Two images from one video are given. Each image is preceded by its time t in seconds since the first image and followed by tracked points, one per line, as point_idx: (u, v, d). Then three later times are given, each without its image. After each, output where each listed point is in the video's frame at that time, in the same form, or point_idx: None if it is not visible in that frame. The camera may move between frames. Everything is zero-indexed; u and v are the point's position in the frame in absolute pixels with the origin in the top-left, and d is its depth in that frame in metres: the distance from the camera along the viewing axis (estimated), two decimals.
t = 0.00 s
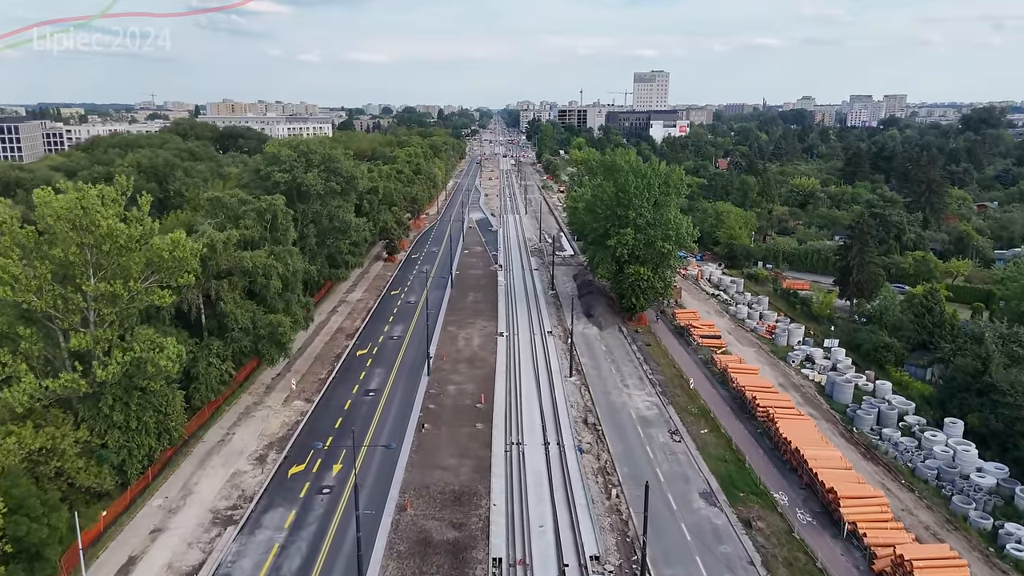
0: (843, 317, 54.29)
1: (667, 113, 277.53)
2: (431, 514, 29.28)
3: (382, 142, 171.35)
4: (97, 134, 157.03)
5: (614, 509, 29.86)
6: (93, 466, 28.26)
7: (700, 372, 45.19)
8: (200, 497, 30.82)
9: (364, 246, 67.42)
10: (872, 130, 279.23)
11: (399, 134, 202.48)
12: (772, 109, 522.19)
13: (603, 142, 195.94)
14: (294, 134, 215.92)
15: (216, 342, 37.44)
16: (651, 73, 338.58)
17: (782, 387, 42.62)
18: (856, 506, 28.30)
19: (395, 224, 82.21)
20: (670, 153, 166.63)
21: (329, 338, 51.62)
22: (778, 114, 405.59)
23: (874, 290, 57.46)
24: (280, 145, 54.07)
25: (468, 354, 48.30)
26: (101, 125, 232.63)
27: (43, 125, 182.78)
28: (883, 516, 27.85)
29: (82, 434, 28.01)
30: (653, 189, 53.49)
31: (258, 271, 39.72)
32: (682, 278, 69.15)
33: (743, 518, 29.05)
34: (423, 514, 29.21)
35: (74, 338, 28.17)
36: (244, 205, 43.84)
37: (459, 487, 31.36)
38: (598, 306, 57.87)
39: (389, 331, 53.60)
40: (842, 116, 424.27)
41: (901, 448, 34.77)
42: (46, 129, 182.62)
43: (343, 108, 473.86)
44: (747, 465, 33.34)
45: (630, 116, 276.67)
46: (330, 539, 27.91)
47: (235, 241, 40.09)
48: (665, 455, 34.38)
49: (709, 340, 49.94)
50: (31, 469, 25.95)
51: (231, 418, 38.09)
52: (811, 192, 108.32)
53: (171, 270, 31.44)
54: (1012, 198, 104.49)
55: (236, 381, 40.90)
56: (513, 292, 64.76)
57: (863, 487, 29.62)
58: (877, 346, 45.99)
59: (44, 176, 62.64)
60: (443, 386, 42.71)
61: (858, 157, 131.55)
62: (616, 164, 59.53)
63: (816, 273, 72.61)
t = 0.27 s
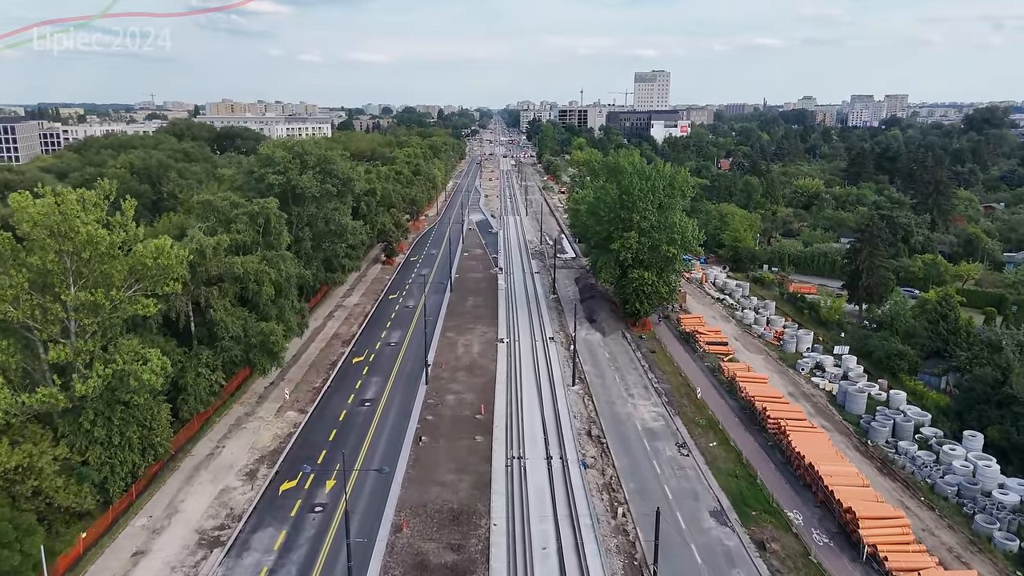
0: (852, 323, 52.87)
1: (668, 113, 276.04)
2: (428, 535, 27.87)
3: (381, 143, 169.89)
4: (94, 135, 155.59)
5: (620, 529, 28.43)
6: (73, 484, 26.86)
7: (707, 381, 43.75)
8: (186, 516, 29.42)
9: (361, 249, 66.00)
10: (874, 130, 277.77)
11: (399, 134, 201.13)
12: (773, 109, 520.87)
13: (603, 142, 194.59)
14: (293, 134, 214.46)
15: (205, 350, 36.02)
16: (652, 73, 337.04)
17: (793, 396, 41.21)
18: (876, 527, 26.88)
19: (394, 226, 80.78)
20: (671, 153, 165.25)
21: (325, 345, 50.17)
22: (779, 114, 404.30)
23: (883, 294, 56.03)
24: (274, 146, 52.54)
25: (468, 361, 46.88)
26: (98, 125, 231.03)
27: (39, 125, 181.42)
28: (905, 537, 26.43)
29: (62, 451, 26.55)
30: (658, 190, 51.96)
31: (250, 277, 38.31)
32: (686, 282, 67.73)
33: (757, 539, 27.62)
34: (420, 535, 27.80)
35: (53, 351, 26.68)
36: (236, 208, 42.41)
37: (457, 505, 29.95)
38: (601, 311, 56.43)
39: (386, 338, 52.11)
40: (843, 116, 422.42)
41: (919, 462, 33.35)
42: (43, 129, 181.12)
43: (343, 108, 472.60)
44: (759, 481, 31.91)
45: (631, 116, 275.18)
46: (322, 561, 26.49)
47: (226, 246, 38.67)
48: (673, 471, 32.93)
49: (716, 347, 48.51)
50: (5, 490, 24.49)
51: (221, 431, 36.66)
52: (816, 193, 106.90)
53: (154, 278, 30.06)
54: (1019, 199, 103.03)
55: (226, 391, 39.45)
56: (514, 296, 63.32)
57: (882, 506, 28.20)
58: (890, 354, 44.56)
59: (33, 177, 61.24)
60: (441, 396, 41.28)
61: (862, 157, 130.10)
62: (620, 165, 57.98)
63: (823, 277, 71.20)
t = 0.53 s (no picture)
0: (862, 329, 51.48)
1: (670, 113, 274.51)
2: (424, 558, 26.46)
3: (380, 143, 168.47)
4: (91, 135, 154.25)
5: (627, 552, 27.00)
6: (50, 504, 25.49)
7: (714, 390, 42.34)
8: (171, 537, 28.00)
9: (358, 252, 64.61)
10: (876, 130, 276.44)
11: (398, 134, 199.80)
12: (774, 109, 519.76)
13: (604, 142, 193.32)
14: (291, 134, 213.08)
15: (194, 360, 34.63)
16: (653, 73, 335.52)
17: (803, 406, 39.86)
18: (899, 550, 25.48)
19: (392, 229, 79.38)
20: (673, 154, 163.89)
21: (320, 352, 48.76)
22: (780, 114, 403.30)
23: (894, 299, 54.63)
24: (268, 147, 51.12)
25: (467, 369, 45.49)
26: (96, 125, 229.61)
27: (36, 125, 180.23)
28: (929, 562, 25.05)
29: (38, 470, 25.12)
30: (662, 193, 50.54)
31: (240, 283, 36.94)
32: (690, 285, 66.32)
33: (771, 562, 26.21)
34: (416, 558, 26.40)
35: (29, 364, 25.20)
36: (228, 212, 41.04)
37: (456, 525, 28.53)
38: (604, 316, 55.03)
39: (383, 345, 50.68)
40: (845, 117, 420.86)
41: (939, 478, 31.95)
42: (40, 129, 179.80)
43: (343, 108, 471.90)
44: (772, 499, 30.50)
45: (632, 116, 273.64)
46: None
47: (216, 252, 37.29)
48: (682, 487, 31.51)
49: (723, 355, 47.09)
50: None
51: (210, 444, 35.23)
52: (820, 195, 105.56)
53: (137, 288, 28.59)
54: None
55: (216, 401, 38.03)
56: (514, 301, 61.93)
57: (903, 527, 26.80)
58: (903, 362, 43.16)
59: (23, 179, 59.89)
60: (440, 406, 39.84)
61: (866, 158, 128.70)
62: (623, 166, 56.55)
63: (830, 280, 69.82)
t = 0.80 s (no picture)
0: (873, 336, 50.06)
1: (671, 113, 272.83)
2: None
3: (379, 143, 167.03)
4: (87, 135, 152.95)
5: None
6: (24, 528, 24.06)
7: (722, 401, 40.91)
8: (153, 560, 26.56)
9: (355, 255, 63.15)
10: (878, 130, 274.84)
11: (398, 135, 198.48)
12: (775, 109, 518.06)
13: (605, 142, 191.94)
14: (290, 134, 211.76)
15: (181, 371, 33.19)
16: (654, 73, 333.89)
17: (815, 418, 38.46)
18: None
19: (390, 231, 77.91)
20: (675, 154, 162.43)
21: (315, 360, 47.32)
22: (782, 114, 401.51)
23: (905, 305, 53.17)
24: (261, 147, 49.66)
25: (466, 378, 44.08)
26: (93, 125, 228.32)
27: (33, 125, 179.00)
28: None
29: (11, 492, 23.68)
30: (667, 195, 49.13)
31: (230, 291, 35.55)
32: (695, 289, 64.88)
33: None
34: None
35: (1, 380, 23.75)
36: (218, 216, 39.63)
37: (454, 547, 27.10)
38: (606, 321, 53.62)
39: (380, 352, 49.22)
40: (846, 117, 419.07)
41: (960, 496, 30.51)
42: (36, 129, 178.55)
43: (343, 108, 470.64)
44: (786, 518, 29.07)
45: (632, 116, 272.03)
46: None
47: (205, 258, 35.89)
48: (691, 506, 30.08)
49: (730, 363, 45.65)
50: None
51: (198, 459, 33.80)
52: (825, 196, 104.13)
53: (117, 298, 27.17)
54: None
55: (204, 413, 36.55)
56: (515, 305, 60.50)
57: (926, 551, 25.37)
58: (917, 371, 41.73)
59: (12, 181, 58.55)
60: (438, 418, 38.42)
61: (870, 158, 127.20)
62: (627, 168, 55.10)
63: (837, 284, 68.39)
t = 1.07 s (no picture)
0: (883, 343, 48.69)
1: (672, 113, 271.28)
2: None
3: (378, 143, 165.57)
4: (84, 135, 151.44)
5: None
6: None
7: (730, 411, 39.49)
8: None
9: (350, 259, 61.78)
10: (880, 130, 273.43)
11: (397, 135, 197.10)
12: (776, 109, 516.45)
13: (606, 142, 190.55)
14: (289, 134, 210.30)
15: (166, 383, 31.78)
16: (654, 72, 332.17)
17: (826, 429, 37.07)
18: None
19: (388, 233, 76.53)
20: (677, 154, 161.05)
21: (309, 367, 45.92)
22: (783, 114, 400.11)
23: (916, 310, 51.79)
24: (254, 148, 48.20)
25: (465, 387, 42.69)
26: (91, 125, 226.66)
27: (30, 125, 177.54)
28: None
29: None
30: (673, 197, 47.63)
31: (218, 298, 34.13)
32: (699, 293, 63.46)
33: None
34: None
35: None
36: (208, 219, 38.22)
37: (452, 570, 25.70)
38: (609, 327, 52.23)
39: (376, 359, 47.83)
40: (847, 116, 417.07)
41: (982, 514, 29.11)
42: (33, 129, 177.06)
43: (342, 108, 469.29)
44: (801, 540, 27.66)
45: (633, 116, 270.49)
46: None
47: (193, 264, 34.49)
48: (700, 525, 28.67)
49: (737, 371, 44.22)
50: None
51: (185, 474, 32.39)
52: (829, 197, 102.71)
53: (95, 309, 25.74)
54: None
55: (192, 426, 35.14)
56: (515, 310, 59.10)
57: None
58: (932, 380, 40.35)
59: None
60: (435, 429, 37.04)
61: (875, 159, 125.78)
62: (631, 169, 53.62)
63: (844, 288, 67.01)
